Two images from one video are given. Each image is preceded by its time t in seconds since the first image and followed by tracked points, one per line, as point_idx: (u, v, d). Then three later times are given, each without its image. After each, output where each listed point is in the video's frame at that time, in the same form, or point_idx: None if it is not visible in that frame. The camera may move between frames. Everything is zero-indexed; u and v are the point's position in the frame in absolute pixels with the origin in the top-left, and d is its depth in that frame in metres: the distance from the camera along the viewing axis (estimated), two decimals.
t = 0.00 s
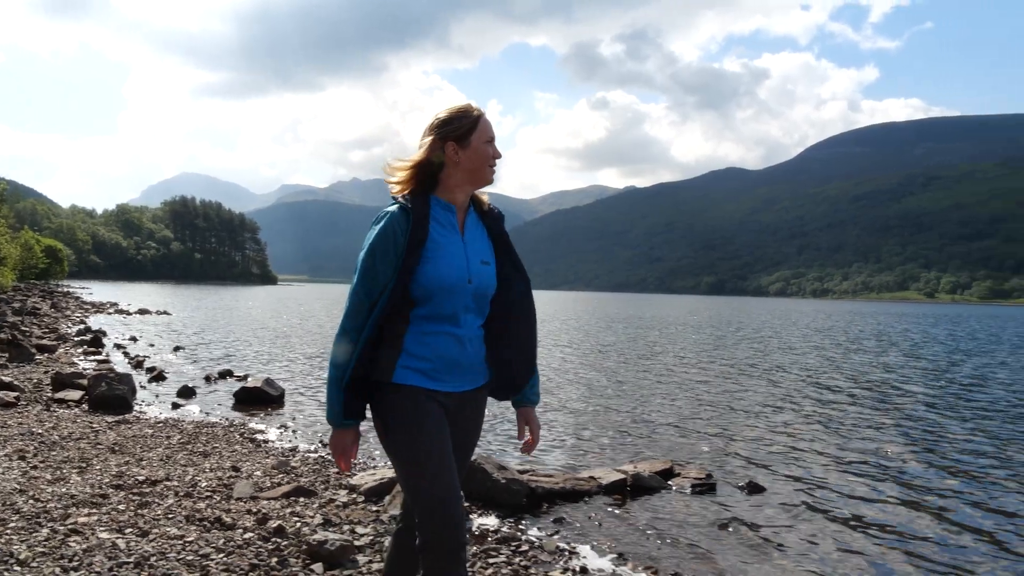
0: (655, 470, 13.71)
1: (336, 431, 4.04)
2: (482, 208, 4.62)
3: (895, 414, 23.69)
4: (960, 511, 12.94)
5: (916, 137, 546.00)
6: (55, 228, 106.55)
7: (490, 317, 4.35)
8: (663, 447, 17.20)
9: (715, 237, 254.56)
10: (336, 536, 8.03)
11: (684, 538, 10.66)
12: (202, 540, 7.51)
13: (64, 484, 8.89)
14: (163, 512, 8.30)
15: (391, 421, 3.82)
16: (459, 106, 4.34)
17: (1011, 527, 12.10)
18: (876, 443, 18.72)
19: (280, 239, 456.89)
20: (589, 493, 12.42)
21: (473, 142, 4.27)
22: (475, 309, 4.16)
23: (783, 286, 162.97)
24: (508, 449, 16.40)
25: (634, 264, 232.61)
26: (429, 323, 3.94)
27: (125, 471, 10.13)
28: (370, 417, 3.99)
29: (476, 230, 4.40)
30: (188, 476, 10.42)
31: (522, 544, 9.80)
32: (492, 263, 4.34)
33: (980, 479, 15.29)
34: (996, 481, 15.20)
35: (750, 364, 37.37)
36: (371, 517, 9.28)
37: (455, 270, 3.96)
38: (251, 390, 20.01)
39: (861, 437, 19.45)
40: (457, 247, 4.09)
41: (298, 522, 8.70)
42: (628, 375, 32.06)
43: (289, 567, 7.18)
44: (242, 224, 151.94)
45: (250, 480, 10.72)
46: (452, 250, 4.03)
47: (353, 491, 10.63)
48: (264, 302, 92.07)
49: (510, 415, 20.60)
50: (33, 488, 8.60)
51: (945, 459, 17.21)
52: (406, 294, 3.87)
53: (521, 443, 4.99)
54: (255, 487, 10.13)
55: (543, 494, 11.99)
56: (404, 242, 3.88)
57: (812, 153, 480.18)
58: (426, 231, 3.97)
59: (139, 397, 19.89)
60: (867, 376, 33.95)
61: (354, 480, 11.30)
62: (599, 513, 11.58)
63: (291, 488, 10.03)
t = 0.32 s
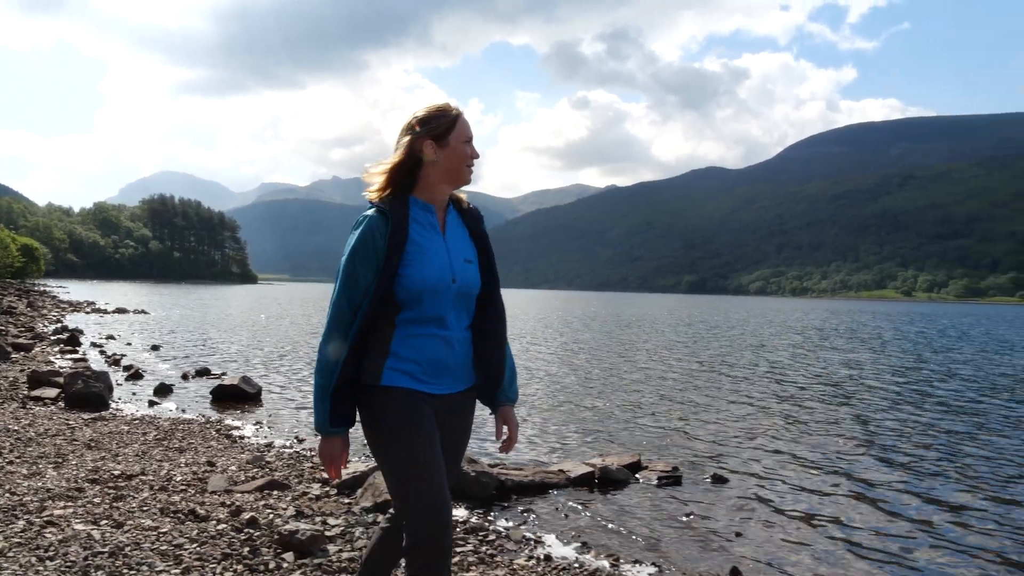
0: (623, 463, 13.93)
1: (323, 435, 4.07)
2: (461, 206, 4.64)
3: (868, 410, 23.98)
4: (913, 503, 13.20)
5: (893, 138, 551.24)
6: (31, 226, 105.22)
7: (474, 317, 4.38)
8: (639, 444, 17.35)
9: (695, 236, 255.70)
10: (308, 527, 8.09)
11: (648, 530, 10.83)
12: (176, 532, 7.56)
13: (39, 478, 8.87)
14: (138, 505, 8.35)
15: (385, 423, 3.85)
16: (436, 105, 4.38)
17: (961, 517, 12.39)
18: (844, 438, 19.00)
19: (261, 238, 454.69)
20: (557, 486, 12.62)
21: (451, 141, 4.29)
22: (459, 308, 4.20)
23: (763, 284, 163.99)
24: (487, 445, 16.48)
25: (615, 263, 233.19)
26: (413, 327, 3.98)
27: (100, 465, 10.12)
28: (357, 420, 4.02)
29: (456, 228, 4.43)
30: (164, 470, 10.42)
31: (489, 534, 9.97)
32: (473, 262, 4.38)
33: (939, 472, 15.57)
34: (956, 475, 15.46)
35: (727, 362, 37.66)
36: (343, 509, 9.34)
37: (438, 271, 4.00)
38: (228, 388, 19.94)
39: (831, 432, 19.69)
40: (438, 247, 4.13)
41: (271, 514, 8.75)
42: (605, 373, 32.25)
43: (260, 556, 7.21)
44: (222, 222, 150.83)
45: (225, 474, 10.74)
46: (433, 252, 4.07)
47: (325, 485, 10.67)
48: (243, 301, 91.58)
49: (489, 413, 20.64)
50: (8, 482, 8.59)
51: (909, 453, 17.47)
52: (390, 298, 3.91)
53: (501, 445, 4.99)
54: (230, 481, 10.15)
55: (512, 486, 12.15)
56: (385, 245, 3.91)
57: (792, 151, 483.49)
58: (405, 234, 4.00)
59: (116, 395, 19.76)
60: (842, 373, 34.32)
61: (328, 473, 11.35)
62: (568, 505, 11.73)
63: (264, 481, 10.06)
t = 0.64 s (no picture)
0: (599, 457, 14.12)
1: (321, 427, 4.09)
2: (448, 196, 4.67)
3: (846, 406, 24.25)
4: (878, 494, 13.48)
5: (878, 138, 554.42)
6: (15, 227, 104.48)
7: (460, 304, 4.44)
8: (621, 440, 17.50)
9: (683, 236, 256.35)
10: (287, 518, 8.16)
11: (622, 522, 11.02)
12: (158, 523, 7.62)
13: (23, 473, 8.91)
14: (121, 498, 8.41)
15: (378, 417, 3.91)
16: (425, 94, 4.40)
17: (917, 508, 12.68)
18: (819, 433, 19.27)
19: (248, 237, 453.58)
20: (532, 479, 12.78)
21: (435, 132, 4.33)
22: (448, 297, 4.22)
23: (749, 284, 164.56)
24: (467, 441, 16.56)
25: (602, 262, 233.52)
26: (403, 318, 4.03)
27: (83, 461, 10.13)
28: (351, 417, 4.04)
29: (444, 216, 4.46)
30: (146, 465, 10.42)
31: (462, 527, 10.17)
32: (462, 250, 4.41)
33: (906, 466, 15.85)
34: (926, 468, 15.72)
35: (710, 360, 37.87)
36: (324, 502, 9.41)
37: (427, 262, 4.03)
38: (212, 386, 19.95)
39: (806, 428, 19.93)
40: (427, 237, 4.16)
41: (251, 506, 8.80)
42: (588, 371, 32.38)
43: (241, 546, 7.26)
44: (209, 221, 150.26)
45: (208, 469, 10.75)
46: (422, 242, 4.10)
47: (305, 479, 10.73)
48: (229, 301, 91.44)
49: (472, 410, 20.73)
50: None
51: (882, 448, 17.75)
52: (382, 290, 3.93)
53: (486, 434, 5.03)
54: (212, 475, 10.18)
55: (487, 480, 12.32)
56: (376, 236, 3.94)
57: (778, 151, 485.39)
58: (395, 224, 4.01)
59: (101, 393, 19.73)
60: (823, 371, 34.61)
61: (308, 467, 11.42)
62: (545, 496, 12.01)
63: (246, 475, 10.12)
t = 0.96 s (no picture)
0: (575, 454, 14.25)
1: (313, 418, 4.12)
2: (436, 189, 4.67)
3: (828, 405, 24.45)
4: (853, 490, 13.66)
5: (865, 139, 557.78)
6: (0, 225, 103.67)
7: (449, 297, 4.46)
8: (603, 438, 17.62)
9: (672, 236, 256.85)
10: (265, 512, 8.22)
11: (595, 516, 11.16)
12: (138, 517, 7.65)
13: (5, 470, 8.93)
14: (102, 494, 8.42)
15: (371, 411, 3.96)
16: (412, 88, 4.40)
17: (880, 502, 12.89)
18: (800, 431, 19.43)
19: (236, 236, 451.71)
20: (507, 475, 12.91)
21: (423, 127, 4.32)
22: (436, 291, 4.24)
23: (738, 284, 165.02)
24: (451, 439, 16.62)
25: (591, 262, 233.66)
26: (397, 306, 4.08)
27: (66, 458, 10.13)
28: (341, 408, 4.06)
29: (432, 210, 4.47)
30: (129, 462, 10.43)
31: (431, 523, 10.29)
32: (450, 244, 4.43)
33: (878, 463, 16.07)
34: (903, 466, 15.91)
35: (695, 360, 38.04)
36: (303, 497, 9.46)
37: (416, 255, 4.06)
38: (196, 384, 19.92)
39: (788, 427, 20.09)
40: (416, 230, 4.17)
41: (231, 501, 8.84)
42: (574, 370, 32.45)
43: (219, 538, 7.31)
44: (197, 220, 149.34)
45: (190, 466, 10.76)
46: (411, 236, 4.12)
47: (285, 474, 10.77)
48: (216, 301, 90.90)
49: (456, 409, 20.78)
50: None
51: (862, 446, 17.94)
52: (374, 284, 3.95)
53: (477, 426, 5.05)
54: (193, 472, 10.20)
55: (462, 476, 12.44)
56: (365, 229, 3.94)
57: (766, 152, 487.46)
58: (383, 219, 4.02)
59: (84, 392, 19.66)
60: (807, 369, 34.83)
61: (290, 463, 11.47)
62: (520, 491, 12.18)
63: (226, 471, 10.15)
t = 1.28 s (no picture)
0: (548, 451, 14.35)
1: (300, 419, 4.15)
2: (421, 196, 4.69)
3: (806, 404, 24.62)
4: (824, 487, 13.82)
5: (849, 141, 561.05)
6: None
7: (434, 301, 4.49)
8: (582, 436, 17.72)
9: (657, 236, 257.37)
10: (239, 507, 8.25)
11: (563, 510, 11.28)
12: (114, 513, 7.66)
13: None
14: (79, 490, 8.43)
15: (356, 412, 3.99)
16: (399, 95, 4.40)
17: (850, 500, 13.06)
18: (778, 430, 19.59)
19: (220, 234, 449.00)
20: (479, 472, 12.99)
21: (408, 135, 4.33)
22: (420, 297, 4.28)
23: (723, 283, 165.26)
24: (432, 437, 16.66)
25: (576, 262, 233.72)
26: (382, 308, 4.12)
27: (42, 456, 10.08)
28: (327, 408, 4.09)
29: (417, 216, 4.49)
30: (106, 460, 10.39)
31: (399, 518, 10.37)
32: (434, 250, 4.45)
33: (853, 461, 16.23)
34: (877, 464, 16.09)
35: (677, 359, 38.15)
36: (278, 493, 9.48)
37: (401, 260, 4.11)
38: (175, 384, 19.83)
39: (766, 425, 20.22)
40: (399, 235, 4.21)
41: (206, 497, 8.85)
42: (556, 370, 32.48)
43: (193, 533, 7.31)
44: (181, 219, 147.81)
45: (166, 463, 10.73)
46: (395, 242, 4.16)
47: (261, 471, 10.78)
48: (200, 300, 90.20)
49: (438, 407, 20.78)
50: None
51: (838, 445, 18.11)
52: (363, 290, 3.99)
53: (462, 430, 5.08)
54: (169, 469, 10.19)
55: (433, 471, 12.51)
56: (352, 236, 3.98)
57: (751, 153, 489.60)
58: (370, 224, 4.06)
59: (63, 391, 19.52)
60: (789, 369, 34.99)
61: (267, 461, 11.44)
62: (492, 487, 12.28)
63: (203, 468, 10.16)
